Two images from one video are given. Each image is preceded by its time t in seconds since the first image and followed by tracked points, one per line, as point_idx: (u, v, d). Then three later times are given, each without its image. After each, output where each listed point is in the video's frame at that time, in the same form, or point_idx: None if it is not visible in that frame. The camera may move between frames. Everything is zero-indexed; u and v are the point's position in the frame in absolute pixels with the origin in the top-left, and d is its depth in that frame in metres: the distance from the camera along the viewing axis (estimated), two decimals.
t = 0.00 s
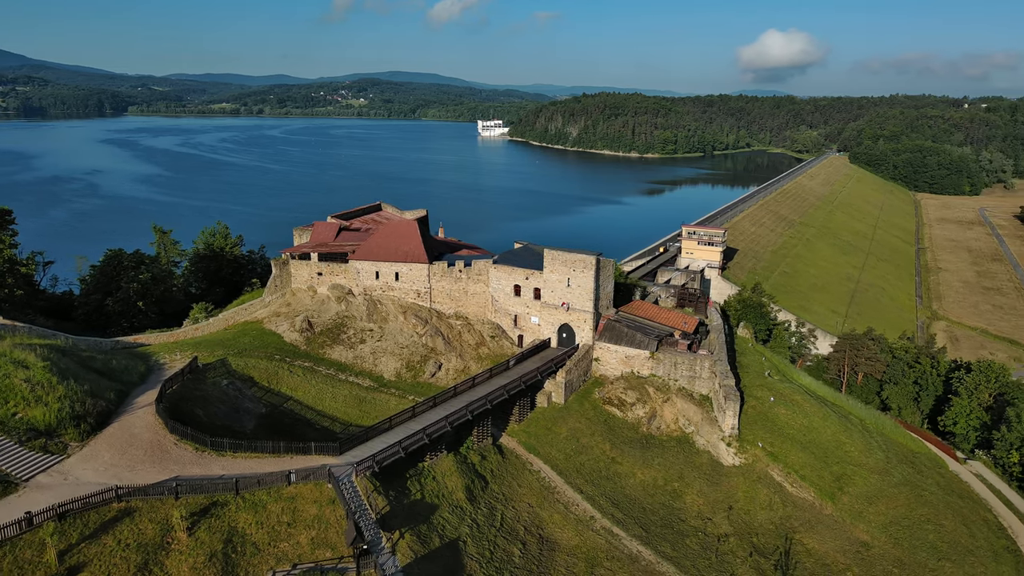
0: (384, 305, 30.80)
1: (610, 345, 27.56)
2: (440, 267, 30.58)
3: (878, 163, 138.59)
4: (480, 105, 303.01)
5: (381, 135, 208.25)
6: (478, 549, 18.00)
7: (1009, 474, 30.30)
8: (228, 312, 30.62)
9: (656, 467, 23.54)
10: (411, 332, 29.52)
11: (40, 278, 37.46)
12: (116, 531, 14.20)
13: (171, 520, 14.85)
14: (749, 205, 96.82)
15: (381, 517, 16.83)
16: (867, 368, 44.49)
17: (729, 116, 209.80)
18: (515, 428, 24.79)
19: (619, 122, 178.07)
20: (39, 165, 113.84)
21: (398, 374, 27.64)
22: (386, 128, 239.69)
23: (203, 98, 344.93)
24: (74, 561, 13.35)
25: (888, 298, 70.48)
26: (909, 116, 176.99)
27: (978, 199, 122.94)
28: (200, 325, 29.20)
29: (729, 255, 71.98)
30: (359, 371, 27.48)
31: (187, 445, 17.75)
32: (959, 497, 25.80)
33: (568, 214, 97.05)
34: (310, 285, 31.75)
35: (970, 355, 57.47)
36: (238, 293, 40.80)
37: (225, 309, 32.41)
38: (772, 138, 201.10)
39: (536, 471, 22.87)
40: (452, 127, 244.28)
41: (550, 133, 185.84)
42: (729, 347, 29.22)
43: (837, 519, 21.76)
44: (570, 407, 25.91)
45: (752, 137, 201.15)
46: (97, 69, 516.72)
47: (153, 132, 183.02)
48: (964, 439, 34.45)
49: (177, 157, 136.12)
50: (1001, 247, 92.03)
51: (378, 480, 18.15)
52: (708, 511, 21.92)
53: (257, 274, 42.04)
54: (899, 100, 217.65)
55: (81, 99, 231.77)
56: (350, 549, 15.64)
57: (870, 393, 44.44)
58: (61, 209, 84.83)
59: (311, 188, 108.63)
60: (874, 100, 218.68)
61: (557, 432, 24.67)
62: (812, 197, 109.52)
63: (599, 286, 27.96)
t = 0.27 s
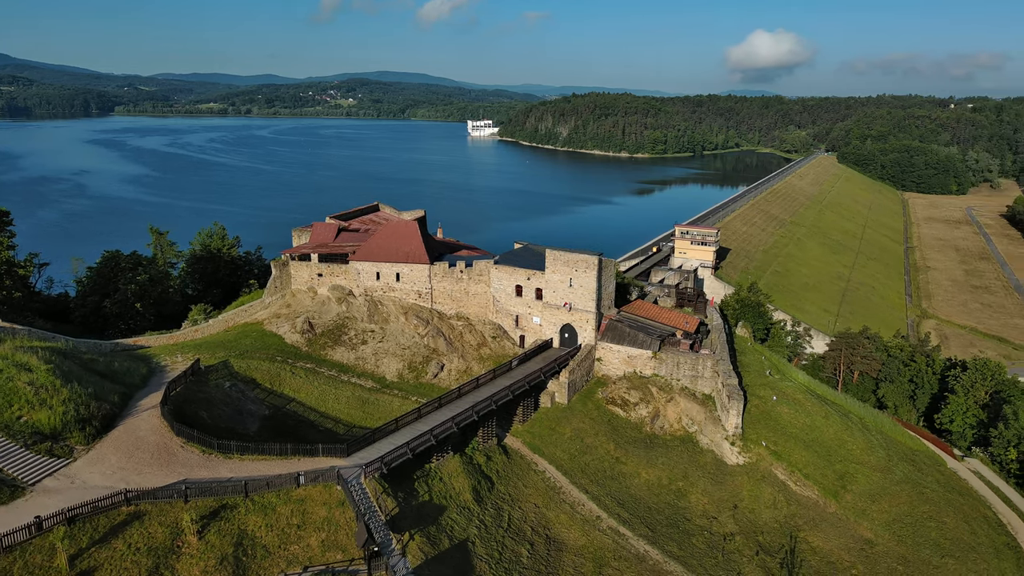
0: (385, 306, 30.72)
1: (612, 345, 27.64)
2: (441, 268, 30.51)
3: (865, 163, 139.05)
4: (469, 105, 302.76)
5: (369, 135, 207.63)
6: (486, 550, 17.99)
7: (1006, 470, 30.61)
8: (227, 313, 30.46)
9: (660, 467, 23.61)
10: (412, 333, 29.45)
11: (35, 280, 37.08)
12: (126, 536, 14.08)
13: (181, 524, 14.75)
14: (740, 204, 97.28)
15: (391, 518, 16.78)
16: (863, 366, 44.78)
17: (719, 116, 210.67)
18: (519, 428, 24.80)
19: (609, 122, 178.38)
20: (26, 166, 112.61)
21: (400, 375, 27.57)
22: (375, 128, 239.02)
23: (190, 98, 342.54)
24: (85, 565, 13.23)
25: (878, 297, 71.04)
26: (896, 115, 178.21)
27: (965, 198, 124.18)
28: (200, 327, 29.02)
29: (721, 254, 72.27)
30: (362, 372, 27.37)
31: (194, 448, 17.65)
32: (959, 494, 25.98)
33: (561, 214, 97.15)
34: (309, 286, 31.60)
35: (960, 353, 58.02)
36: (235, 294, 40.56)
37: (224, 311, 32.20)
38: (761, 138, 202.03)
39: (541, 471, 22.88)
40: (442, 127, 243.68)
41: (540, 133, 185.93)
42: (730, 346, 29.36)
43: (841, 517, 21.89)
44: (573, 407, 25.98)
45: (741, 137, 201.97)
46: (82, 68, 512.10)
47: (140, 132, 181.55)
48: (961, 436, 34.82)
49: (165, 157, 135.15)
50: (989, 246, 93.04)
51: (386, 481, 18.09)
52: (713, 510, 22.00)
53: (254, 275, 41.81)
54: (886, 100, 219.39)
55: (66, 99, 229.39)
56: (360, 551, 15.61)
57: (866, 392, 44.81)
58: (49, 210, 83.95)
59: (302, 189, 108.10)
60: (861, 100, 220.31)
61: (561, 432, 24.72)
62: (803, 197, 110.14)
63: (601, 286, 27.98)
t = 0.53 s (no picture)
0: (386, 306, 30.63)
1: (614, 345, 27.71)
2: (442, 269, 30.46)
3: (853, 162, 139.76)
4: (459, 105, 302.51)
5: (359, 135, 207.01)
6: (496, 551, 17.98)
7: (1003, 467, 30.92)
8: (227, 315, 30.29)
9: (665, 466, 23.68)
10: (413, 334, 29.38)
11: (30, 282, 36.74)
12: (137, 539, 13.98)
13: (191, 527, 14.65)
14: (731, 204, 97.64)
15: (401, 520, 16.74)
16: (858, 365, 45.05)
17: (708, 116, 211.59)
18: (523, 428, 24.81)
19: (599, 121, 178.61)
20: (13, 166, 111.43)
21: (402, 376, 27.52)
22: (364, 128, 238.49)
23: (177, 98, 340.16)
24: (96, 571, 13.12)
25: (869, 295, 71.55)
26: (884, 115, 179.40)
27: (952, 197, 125.40)
28: (200, 328, 28.83)
29: (714, 253, 72.57)
30: (364, 373, 27.28)
31: (201, 450, 17.55)
32: (959, 491, 26.20)
33: (553, 214, 97.26)
34: (309, 287, 31.47)
35: (950, 351, 58.52)
36: (233, 296, 40.35)
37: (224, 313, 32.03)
38: (750, 137, 202.92)
39: (546, 471, 22.90)
40: (431, 127, 243.19)
41: (530, 134, 185.99)
42: (731, 345, 29.47)
43: (845, 515, 22.03)
44: (576, 407, 26.02)
45: (730, 137, 202.69)
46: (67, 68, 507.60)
47: (128, 132, 180.17)
48: (957, 434, 35.12)
49: (153, 158, 134.17)
50: (977, 245, 94.05)
51: (395, 482, 18.06)
52: (718, 508, 22.09)
53: (251, 276, 41.60)
54: (873, 100, 221.17)
55: (51, 99, 227.21)
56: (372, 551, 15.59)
57: (861, 390, 45.11)
58: (38, 211, 83.12)
59: (293, 189, 107.61)
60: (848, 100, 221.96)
61: (565, 433, 24.75)
62: (793, 196, 110.74)
63: (603, 286, 28.02)
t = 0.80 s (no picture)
0: (387, 307, 30.58)
1: (617, 345, 27.74)
2: (444, 269, 30.42)
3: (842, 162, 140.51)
4: (448, 104, 302.29)
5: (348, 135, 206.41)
6: (505, 552, 17.97)
7: (1000, 463, 31.22)
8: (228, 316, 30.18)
9: (670, 466, 23.75)
10: (415, 335, 29.33)
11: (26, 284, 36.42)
12: (148, 543, 13.89)
13: (202, 530, 14.57)
14: (723, 203, 98.03)
15: (411, 521, 16.72)
16: (855, 363, 45.24)
17: (697, 116, 212.41)
18: (527, 429, 24.82)
19: (589, 121, 178.86)
20: None
21: (405, 377, 27.47)
22: (354, 128, 237.95)
23: (164, 98, 337.95)
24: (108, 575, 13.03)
25: (860, 294, 72.05)
26: (871, 115, 180.61)
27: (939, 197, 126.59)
28: (200, 330, 28.69)
29: (707, 253, 72.74)
30: (366, 375, 27.21)
31: (208, 453, 17.45)
32: (959, 488, 26.39)
33: (546, 214, 97.28)
34: (309, 288, 31.34)
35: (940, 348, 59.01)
36: (230, 297, 40.11)
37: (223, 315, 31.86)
38: (739, 137, 203.79)
39: (551, 472, 22.91)
40: (421, 127, 242.80)
41: (520, 133, 186.08)
42: (731, 344, 29.56)
43: (849, 513, 22.16)
44: (579, 407, 26.07)
45: (720, 137, 203.42)
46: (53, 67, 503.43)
47: (114, 132, 178.64)
48: (954, 431, 35.40)
49: (142, 158, 133.21)
50: (964, 244, 94.92)
51: (404, 484, 18.03)
52: (723, 507, 22.16)
53: (248, 277, 41.37)
54: (860, 100, 222.62)
55: (36, 99, 225.14)
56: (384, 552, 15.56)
57: (857, 388, 45.40)
58: (26, 213, 82.32)
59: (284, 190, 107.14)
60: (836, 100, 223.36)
61: (569, 433, 24.78)
62: (783, 195, 111.34)
63: (605, 286, 28.06)
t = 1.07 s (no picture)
0: (388, 308, 30.50)
1: (620, 345, 27.79)
2: (445, 270, 30.39)
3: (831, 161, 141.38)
4: (437, 104, 301.94)
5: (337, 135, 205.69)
6: (513, 552, 17.97)
7: (997, 460, 31.58)
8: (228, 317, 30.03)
9: (674, 465, 23.82)
10: (417, 336, 29.27)
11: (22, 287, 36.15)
12: (159, 546, 13.79)
13: (213, 533, 14.48)
14: (714, 203, 98.44)
15: (420, 523, 16.67)
16: (851, 362, 45.53)
17: (686, 116, 213.20)
18: (531, 429, 24.84)
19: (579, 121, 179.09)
20: None
21: (407, 377, 27.41)
22: (343, 128, 237.24)
23: (150, 98, 335.48)
24: None
25: (851, 293, 72.53)
26: (859, 115, 181.81)
27: (926, 196, 127.76)
28: (200, 332, 28.52)
29: (700, 252, 72.94)
30: (369, 376, 27.12)
31: (215, 455, 17.34)
32: (959, 485, 26.59)
33: (538, 214, 97.31)
34: (310, 289, 31.22)
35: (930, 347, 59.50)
36: (228, 299, 39.87)
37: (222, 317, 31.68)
38: (728, 137, 204.63)
39: (557, 472, 22.92)
40: (410, 127, 242.32)
41: (510, 133, 186.11)
42: (732, 343, 29.68)
43: (853, 511, 22.30)
44: (583, 407, 26.10)
45: (709, 137, 204.17)
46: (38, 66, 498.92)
47: (101, 133, 176.97)
48: (951, 429, 35.67)
49: (130, 159, 132.15)
50: (952, 243, 95.79)
51: (412, 485, 17.99)
52: (728, 506, 22.24)
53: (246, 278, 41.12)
54: (848, 100, 224.22)
55: (21, 99, 222.81)
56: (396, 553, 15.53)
57: (853, 386, 45.69)
58: (13, 214, 81.44)
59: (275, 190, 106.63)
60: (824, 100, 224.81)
61: (573, 433, 24.81)
62: (774, 195, 111.93)
63: (608, 286, 28.10)
